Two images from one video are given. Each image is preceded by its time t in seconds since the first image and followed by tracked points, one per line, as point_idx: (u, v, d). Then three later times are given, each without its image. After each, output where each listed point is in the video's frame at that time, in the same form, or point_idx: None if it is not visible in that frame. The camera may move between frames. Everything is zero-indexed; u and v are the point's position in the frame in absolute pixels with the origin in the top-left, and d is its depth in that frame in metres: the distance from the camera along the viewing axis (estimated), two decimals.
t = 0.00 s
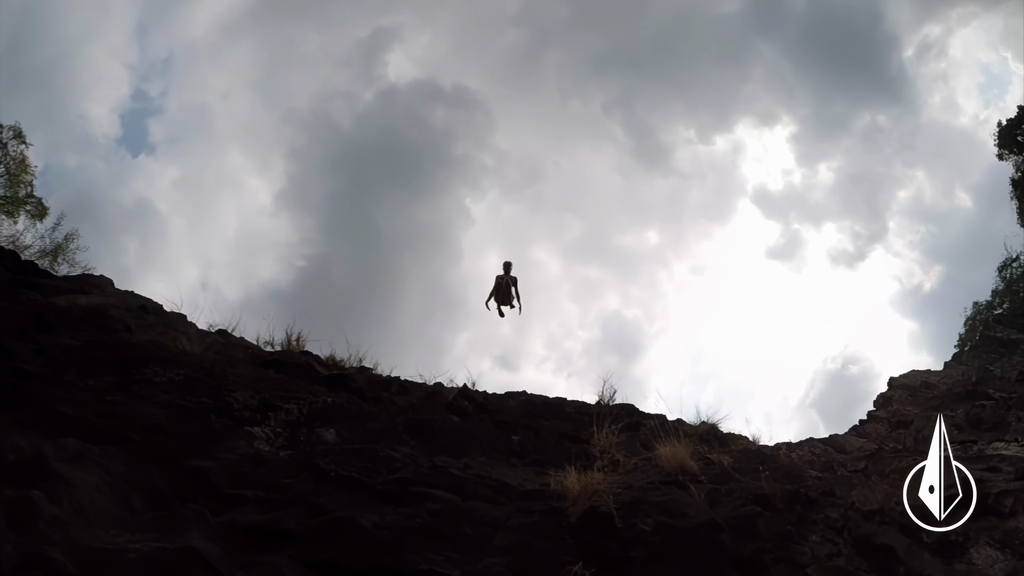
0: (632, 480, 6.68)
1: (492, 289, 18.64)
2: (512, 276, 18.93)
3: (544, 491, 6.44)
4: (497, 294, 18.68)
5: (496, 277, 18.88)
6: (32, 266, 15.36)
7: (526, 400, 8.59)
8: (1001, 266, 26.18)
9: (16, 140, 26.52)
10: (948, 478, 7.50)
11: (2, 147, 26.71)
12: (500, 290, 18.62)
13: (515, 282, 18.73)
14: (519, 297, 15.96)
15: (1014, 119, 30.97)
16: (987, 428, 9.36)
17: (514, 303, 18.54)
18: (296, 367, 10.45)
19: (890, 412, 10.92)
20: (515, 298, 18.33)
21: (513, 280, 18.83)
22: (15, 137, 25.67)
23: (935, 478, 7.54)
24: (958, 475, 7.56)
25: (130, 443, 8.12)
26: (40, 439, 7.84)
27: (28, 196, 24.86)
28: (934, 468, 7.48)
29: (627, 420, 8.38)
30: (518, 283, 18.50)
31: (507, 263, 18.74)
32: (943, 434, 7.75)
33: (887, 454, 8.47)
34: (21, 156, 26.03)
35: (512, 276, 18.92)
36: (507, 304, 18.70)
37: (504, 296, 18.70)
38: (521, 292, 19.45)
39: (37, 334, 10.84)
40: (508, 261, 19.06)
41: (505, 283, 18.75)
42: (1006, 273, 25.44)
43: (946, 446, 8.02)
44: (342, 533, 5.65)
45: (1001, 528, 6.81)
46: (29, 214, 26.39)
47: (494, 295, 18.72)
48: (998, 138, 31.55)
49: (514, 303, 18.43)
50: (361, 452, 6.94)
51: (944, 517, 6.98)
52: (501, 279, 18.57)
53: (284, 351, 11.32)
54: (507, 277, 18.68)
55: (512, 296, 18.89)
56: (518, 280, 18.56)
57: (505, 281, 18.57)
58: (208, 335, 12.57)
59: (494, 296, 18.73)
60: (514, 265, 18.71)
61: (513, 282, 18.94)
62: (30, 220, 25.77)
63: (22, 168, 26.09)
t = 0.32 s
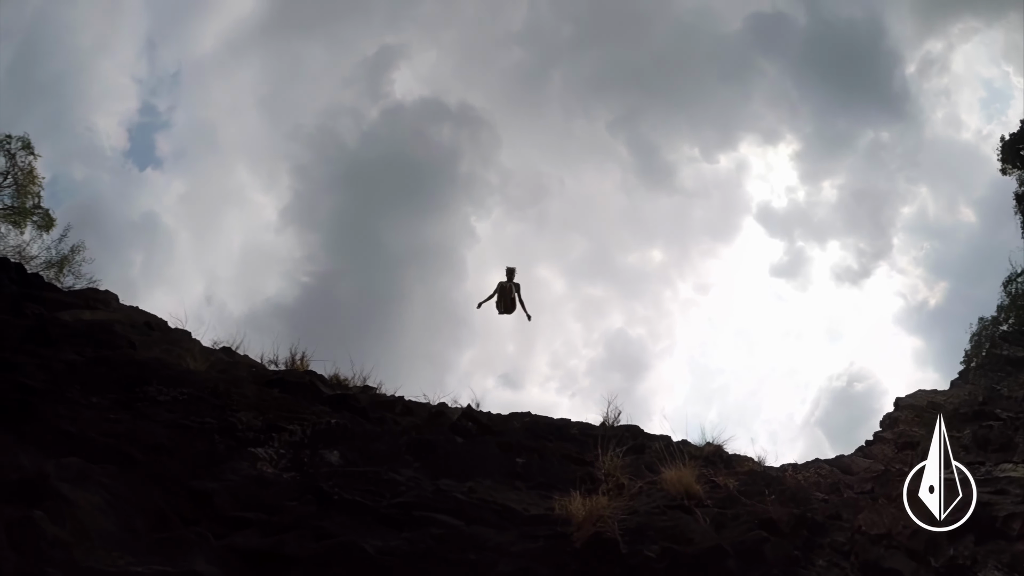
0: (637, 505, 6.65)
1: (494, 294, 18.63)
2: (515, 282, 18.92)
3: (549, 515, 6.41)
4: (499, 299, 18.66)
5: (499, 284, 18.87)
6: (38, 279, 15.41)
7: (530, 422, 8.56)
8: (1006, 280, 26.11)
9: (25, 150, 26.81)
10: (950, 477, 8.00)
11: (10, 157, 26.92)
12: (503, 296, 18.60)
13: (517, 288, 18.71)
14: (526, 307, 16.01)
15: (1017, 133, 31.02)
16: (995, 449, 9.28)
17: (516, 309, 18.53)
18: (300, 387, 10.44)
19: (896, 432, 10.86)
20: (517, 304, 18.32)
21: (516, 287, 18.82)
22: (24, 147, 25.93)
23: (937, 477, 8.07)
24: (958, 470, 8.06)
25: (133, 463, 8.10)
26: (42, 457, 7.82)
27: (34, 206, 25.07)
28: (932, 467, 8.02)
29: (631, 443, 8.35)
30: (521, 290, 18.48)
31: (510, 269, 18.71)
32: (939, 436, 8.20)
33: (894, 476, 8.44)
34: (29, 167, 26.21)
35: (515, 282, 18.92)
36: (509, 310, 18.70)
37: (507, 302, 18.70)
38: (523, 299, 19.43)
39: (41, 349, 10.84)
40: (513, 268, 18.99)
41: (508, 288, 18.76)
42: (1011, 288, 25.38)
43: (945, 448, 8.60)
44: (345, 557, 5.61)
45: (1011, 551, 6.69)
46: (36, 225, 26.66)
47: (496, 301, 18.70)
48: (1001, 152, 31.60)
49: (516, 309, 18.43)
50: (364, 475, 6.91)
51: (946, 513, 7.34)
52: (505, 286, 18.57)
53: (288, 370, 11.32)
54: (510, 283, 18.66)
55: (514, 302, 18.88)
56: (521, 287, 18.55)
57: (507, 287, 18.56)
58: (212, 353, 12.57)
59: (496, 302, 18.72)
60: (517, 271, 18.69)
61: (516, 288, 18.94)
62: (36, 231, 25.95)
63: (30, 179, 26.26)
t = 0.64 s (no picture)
0: (637, 537, 6.60)
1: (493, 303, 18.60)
2: (515, 294, 18.89)
3: (548, 547, 6.37)
4: (498, 309, 18.63)
5: (499, 294, 18.84)
6: (39, 291, 15.40)
7: (530, 449, 8.52)
8: (1007, 303, 26.05)
9: (32, 160, 27.02)
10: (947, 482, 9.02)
11: (16, 166, 27.14)
12: (502, 305, 18.57)
13: (516, 299, 18.68)
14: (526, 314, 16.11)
15: (1016, 157, 31.17)
16: (998, 479, 9.23)
17: (515, 319, 18.49)
18: (298, 411, 10.40)
19: (898, 463, 10.82)
20: (516, 315, 18.30)
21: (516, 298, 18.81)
22: (29, 157, 26.11)
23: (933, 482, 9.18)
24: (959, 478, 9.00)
25: (129, 487, 8.03)
26: (38, 477, 7.73)
27: (38, 216, 25.19)
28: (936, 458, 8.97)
29: (631, 472, 8.30)
30: (520, 302, 18.46)
31: (509, 279, 18.68)
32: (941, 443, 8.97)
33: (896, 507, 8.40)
34: (34, 177, 26.39)
35: (514, 294, 18.89)
36: (507, 320, 18.67)
37: (506, 313, 18.65)
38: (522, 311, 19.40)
39: (40, 364, 10.79)
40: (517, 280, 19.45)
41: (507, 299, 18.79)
42: (1011, 311, 25.36)
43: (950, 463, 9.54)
44: None
45: None
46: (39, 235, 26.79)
47: (495, 312, 18.66)
48: (1001, 176, 31.74)
49: (515, 320, 18.40)
50: (362, 504, 6.84)
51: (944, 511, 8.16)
52: (505, 296, 18.57)
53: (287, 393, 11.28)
54: (509, 294, 18.65)
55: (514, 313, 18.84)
56: (521, 298, 18.53)
57: (507, 298, 18.55)
58: (210, 373, 12.51)
59: (496, 313, 18.68)
60: (516, 283, 18.66)
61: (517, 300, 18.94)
62: (39, 241, 26.04)
63: (35, 189, 26.41)
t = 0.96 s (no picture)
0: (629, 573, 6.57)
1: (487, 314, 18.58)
2: (510, 307, 18.86)
3: None
4: (491, 319, 18.58)
5: (494, 305, 18.80)
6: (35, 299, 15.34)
7: (522, 478, 8.49)
8: (1005, 337, 26.02)
9: (35, 162, 27.20)
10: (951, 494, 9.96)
11: (19, 167, 27.23)
12: (496, 316, 18.52)
13: (511, 312, 18.64)
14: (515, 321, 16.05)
15: (1014, 191, 31.37)
16: (993, 519, 9.16)
17: (507, 331, 18.43)
18: (291, 433, 10.38)
19: (894, 500, 10.77)
20: (510, 328, 18.27)
21: (511, 311, 18.80)
22: (32, 160, 26.33)
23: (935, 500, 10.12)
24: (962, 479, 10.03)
25: (117, 505, 7.96)
26: (26, 490, 7.65)
27: (38, 219, 25.25)
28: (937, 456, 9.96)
29: (623, 505, 8.27)
30: (515, 314, 18.43)
31: (507, 292, 18.69)
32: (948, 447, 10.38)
33: (891, 547, 8.35)
34: (37, 179, 26.57)
35: (509, 307, 18.86)
36: (499, 332, 18.58)
37: (500, 325, 18.60)
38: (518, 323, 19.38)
39: (32, 372, 10.71)
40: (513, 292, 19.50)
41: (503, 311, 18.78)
42: (1008, 344, 25.35)
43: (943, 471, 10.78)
44: None
45: None
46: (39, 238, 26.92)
47: (488, 323, 18.61)
48: (999, 209, 31.90)
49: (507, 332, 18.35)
50: (352, 531, 6.77)
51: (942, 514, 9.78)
52: (500, 307, 18.53)
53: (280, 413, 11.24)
54: (505, 305, 18.62)
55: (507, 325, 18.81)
56: (516, 311, 18.50)
57: (502, 309, 18.51)
58: (203, 389, 12.43)
59: (489, 324, 18.63)
60: (513, 296, 18.67)
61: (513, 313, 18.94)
62: (37, 244, 26.07)
63: (37, 191, 26.46)
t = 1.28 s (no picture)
0: None
1: (484, 327, 18.54)
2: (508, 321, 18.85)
3: None
4: (488, 331, 18.55)
5: (492, 318, 18.76)
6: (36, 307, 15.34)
7: (516, 513, 8.43)
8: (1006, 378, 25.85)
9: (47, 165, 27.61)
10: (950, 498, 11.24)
11: (29, 168, 27.63)
12: (493, 330, 18.47)
13: (508, 327, 18.64)
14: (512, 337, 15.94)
15: (1016, 233, 31.44)
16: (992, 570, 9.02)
17: (500, 345, 18.47)
18: (285, 459, 10.33)
19: (891, 547, 10.69)
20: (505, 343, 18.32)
21: (509, 326, 18.79)
22: (44, 163, 26.76)
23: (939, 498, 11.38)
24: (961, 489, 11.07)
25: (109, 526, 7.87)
26: (15, 501, 7.57)
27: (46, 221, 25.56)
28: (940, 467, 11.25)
29: (617, 544, 8.20)
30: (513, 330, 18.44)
31: (507, 307, 18.69)
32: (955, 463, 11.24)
33: None
34: (47, 182, 27.17)
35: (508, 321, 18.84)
36: (493, 345, 18.61)
37: (496, 338, 18.61)
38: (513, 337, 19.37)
39: (29, 380, 10.62)
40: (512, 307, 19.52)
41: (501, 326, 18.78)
42: (1009, 387, 25.22)
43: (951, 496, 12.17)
44: None
45: None
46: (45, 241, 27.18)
47: (484, 334, 18.58)
48: (1001, 250, 31.95)
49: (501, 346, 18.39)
50: (342, 560, 6.70)
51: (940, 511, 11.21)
52: (498, 321, 18.51)
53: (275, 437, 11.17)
54: (504, 319, 18.59)
55: (502, 339, 18.79)
56: (515, 327, 18.47)
57: (500, 323, 18.47)
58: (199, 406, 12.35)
59: (485, 335, 18.61)
60: (513, 312, 18.67)
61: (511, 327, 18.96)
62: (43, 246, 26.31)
63: (46, 194, 26.92)
